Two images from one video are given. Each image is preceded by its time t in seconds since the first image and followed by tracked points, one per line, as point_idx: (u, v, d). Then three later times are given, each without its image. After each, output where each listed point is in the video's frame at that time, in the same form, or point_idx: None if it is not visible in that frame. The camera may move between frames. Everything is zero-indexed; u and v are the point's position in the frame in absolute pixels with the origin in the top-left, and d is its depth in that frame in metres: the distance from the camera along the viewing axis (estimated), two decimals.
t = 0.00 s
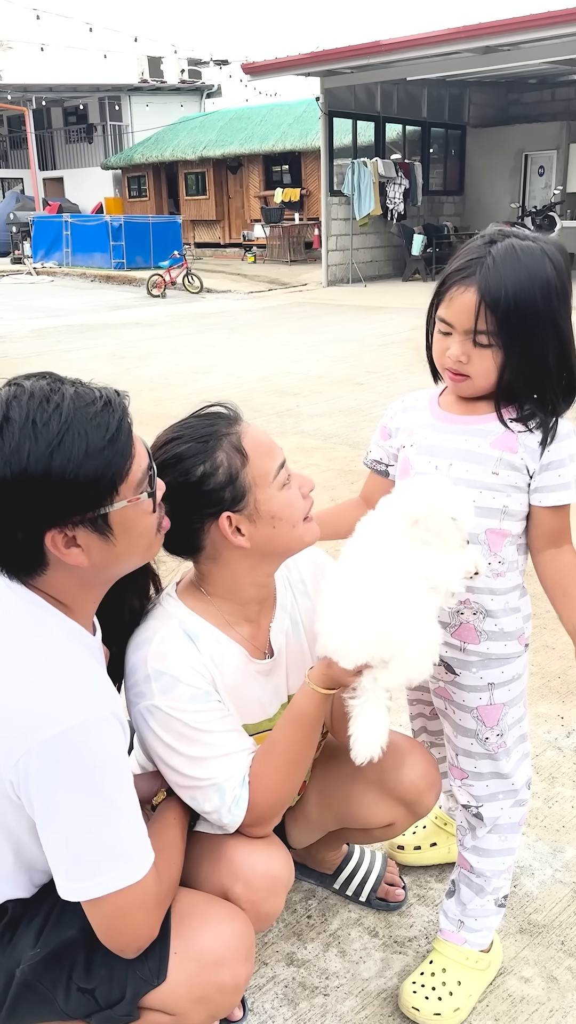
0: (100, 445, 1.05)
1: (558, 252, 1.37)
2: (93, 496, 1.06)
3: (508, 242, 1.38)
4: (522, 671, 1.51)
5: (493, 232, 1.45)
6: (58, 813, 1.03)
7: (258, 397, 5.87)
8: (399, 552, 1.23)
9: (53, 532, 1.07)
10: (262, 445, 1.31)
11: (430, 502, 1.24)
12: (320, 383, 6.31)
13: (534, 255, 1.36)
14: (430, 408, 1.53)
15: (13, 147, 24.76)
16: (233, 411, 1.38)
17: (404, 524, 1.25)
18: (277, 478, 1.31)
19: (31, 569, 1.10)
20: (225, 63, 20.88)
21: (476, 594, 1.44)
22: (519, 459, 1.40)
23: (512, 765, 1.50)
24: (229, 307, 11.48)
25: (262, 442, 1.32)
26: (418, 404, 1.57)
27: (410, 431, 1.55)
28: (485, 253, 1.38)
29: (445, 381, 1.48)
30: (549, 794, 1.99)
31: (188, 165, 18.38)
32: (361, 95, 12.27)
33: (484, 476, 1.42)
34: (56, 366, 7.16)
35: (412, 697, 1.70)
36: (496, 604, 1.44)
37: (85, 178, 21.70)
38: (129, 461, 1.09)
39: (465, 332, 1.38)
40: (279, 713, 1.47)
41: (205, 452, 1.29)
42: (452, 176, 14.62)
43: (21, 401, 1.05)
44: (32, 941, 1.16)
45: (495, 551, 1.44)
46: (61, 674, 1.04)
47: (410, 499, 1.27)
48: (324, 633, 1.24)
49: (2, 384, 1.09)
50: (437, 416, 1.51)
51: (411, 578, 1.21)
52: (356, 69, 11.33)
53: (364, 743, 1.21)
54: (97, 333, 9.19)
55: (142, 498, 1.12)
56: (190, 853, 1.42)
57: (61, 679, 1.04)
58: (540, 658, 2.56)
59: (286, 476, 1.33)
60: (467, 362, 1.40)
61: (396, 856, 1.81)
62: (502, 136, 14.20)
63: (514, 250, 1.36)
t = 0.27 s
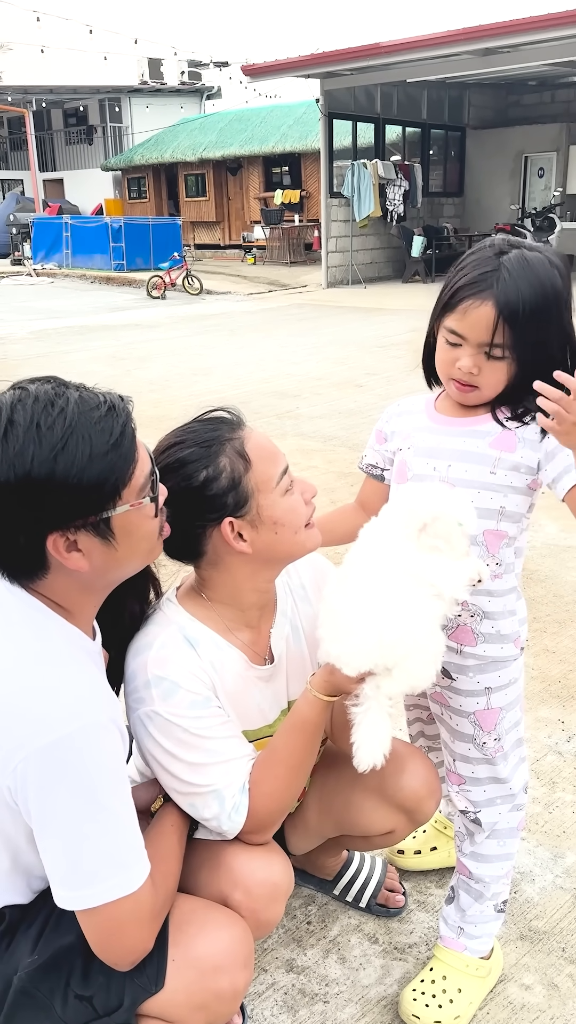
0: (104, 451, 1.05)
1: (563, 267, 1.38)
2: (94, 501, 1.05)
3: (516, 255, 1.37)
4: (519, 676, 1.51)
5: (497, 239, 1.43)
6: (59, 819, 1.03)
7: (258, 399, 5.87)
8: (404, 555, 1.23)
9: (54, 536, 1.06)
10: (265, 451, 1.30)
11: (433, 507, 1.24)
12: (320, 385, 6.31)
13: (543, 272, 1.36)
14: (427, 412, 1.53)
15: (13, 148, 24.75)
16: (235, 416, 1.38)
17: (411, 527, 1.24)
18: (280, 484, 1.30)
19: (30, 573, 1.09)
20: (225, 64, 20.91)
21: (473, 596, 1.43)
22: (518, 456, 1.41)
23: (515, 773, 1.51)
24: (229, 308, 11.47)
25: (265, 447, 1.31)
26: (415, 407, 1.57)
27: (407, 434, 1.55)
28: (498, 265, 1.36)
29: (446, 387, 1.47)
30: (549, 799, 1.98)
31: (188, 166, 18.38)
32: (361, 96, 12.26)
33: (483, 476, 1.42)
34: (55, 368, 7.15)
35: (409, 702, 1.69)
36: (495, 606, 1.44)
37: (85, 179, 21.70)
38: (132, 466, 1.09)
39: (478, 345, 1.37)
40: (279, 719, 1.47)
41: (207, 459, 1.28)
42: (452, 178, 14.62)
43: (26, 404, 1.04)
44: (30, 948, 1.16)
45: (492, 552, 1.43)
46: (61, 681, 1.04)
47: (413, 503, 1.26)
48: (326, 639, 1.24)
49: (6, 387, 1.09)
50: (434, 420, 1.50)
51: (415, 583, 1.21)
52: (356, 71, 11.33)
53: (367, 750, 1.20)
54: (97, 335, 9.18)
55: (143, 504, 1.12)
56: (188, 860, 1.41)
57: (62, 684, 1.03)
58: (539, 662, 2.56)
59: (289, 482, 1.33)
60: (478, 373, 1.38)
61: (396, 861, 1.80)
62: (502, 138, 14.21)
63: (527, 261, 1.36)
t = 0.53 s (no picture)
0: (102, 453, 1.05)
1: (553, 266, 1.42)
2: (92, 504, 1.06)
3: (510, 254, 1.40)
4: (515, 676, 1.51)
5: (489, 243, 1.46)
6: (55, 820, 1.03)
7: (258, 399, 5.87)
8: (402, 553, 1.23)
9: (51, 537, 1.06)
10: (263, 452, 1.31)
11: (434, 505, 1.25)
12: (319, 386, 6.31)
13: (537, 269, 1.39)
14: (425, 414, 1.54)
15: (14, 150, 24.76)
16: (234, 417, 1.38)
17: (409, 527, 1.25)
18: (279, 486, 1.31)
19: (28, 573, 1.09)
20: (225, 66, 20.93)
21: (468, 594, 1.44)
22: (511, 453, 1.42)
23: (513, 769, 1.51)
24: (229, 310, 11.46)
25: (264, 448, 1.31)
26: (413, 408, 1.58)
27: (403, 435, 1.56)
28: (497, 265, 1.38)
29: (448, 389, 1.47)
30: (548, 800, 1.98)
31: (189, 167, 18.38)
32: (361, 97, 12.27)
33: (478, 472, 1.43)
34: (55, 369, 7.14)
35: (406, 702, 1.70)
36: (490, 604, 1.44)
37: (86, 180, 21.72)
38: (130, 469, 1.09)
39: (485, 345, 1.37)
40: (277, 720, 1.47)
41: (207, 460, 1.28)
42: (452, 180, 14.63)
43: (25, 406, 1.04)
44: (27, 949, 1.16)
45: (486, 549, 1.44)
46: (60, 682, 1.04)
47: (413, 502, 1.26)
48: (323, 638, 1.25)
49: (6, 388, 1.09)
50: (432, 420, 1.51)
51: (412, 582, 1.21)
52: (357, 72, 11.33)
53: (365, 750, 1.21)
54: (97, 336, 9.18)
55: (142, 506, 1.12)
56: (187, 860, 1.41)
57: (59, 686, 1.04)
58: (538, 662, 2.56)
59: (288, 483, 1.33)
60: (485, 373, 1.38)
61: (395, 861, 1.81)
62: (502, 140, 14.21)
63: (524, 260, 1.39)
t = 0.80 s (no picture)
0: (96, 453, 1.06)
1: (536, 259, 1.44)
2: (86, 504, 1.07)
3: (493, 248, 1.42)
4: (515, 672, 1.52)
5: (474, 242, 1.48)
6: (50, 818, 1.04)
7: (258, 401, 5.88)
8: (405, 549, 1.24)
9: (46, 538, 1.07)
10: (260, 452, 1.31)
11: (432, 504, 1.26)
12: (319, 387, 6.32)
13: (520, 261, 1.41)
14: (425, 416, 1.55)
15: (15, 152, 24.81)
16: (231, 417, 1.39)
17: (420, 524, 1.25)
18: (275, 485, 1.31)
19: (25, 573, 1.10)
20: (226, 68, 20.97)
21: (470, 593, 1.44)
22: (514, 452, 1.43)
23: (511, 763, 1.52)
24: (230, 311, 11.48)
25: (261, 448, 1.32)
26: (412, 410, 1.59)
27: (405, 435, 1.57)
28: (479, 259, 1.40)
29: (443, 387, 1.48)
30: (546, 799, 1.99)
31: (190, 169, 18.40)
32: (361, 99, 12.29)
33: (480, 472, 1.44)
34: (55, 371, 7.16)
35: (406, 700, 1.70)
36: (491, 603, 1.45)
37: (87, 182, 21.76)
38: (125, 469, 1.10)
39: (470, 335, 1.38)
40: (274, 718, 1.48)
41: (204, 460, 1.29)
42: (452, 182, 14.65)
43: (19, 408, 1.05)
44: (25, 946, 1.17)
45: (489, 548, 1.45)
46: (55, 682, 1.05)
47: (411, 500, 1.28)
48: (320, 636, 1.26)
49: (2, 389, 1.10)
50: (432, 422, 1.52)
51: (408, 581, 1.21)
52: (358, 74, 11.34)
53: (360, 746, 1.22)
54: (98, 338, 9.19)
55: (136, 507, 1.13)
56: (184, 857, 1.42)
57: (54, 684, 1.05)
58: (536, 662, 2.57)
59: (284, 483, 1.34)
60: (473, 366, 1.39)
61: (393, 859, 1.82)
62: (502, 142, 14.23)
63: (506, 254, 1.40)
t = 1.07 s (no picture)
0: (98, 452, 1.07)
1: (531, 259, 1.44)
2: (88, 505, 1.08)
3: (489, 252, 1.43)
4: (515, 667, 1.53)
5: (471, 244, 1.49)
6: (50, 817, 1.05)
7: (259, 401, 5.89)
8: (409, 547, 1.25)
9: (46, 539, 1.08)
10: (260, 453, 1.32)
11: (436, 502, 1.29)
12: (319, 387, 6.33)
13: (514, 263, 1.41)
14: (427, 416, 1.55)
15: (16, 153, 24.84)
16: (232, 418, 1.40)
17: (419, 521, 1.28)
18: (275, 486, 1.32)
19: (26, 573, 1.11)
20: (227, 68, 21.00)
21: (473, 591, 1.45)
22: (519, 449, 1.44)
23: (508, 758, 1.53)
24: (230, 312, 11.49)
25: (262, 447, 1.33)
26: (414, 410, 1.59)
27: (406, 435, 1.57)
28: (474, 262, 1.41)
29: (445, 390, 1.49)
30: (545, 798, 2.00)
31: (191, 169, 18.42)
32: (362, 100, 12.29)
33: (482, 473, 1.45)
34: (57, 371, 7.17)
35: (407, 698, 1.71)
36: (493, 600, 1.46)
37: (88, 183, 21.79)
38: (125, 470, 1.11)
39: (467, 338, 1.39)
40: (275, 716, 1.49)
41: (205, 461, 1.30)
42: (453, 183, 14.67)
43: (21, 409, 1.06)
44: (27, 943, 1.18)
45: (493, 547, 1.46)
46: (57, 679, 1.06)
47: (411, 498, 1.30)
48: (319, 636, 1.26)
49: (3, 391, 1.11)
50: (434, 422, 1.53)
51: (406, 581, 1.22)
52: (359, 75, 11.35)
53: (361, 747, 1.23)
54: (99, 338, 9.20)
55: (137, 507, 1.14)
56: (185, 855, 1.43)
57: (54, 683, 1.05)
58: (536, 662, 2.58)
59: (285, 483, 1.35)
60: (472, 368, 1.40)
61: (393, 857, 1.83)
62: (503, 142, 14.24)
63: (500, 257, 1.41)
